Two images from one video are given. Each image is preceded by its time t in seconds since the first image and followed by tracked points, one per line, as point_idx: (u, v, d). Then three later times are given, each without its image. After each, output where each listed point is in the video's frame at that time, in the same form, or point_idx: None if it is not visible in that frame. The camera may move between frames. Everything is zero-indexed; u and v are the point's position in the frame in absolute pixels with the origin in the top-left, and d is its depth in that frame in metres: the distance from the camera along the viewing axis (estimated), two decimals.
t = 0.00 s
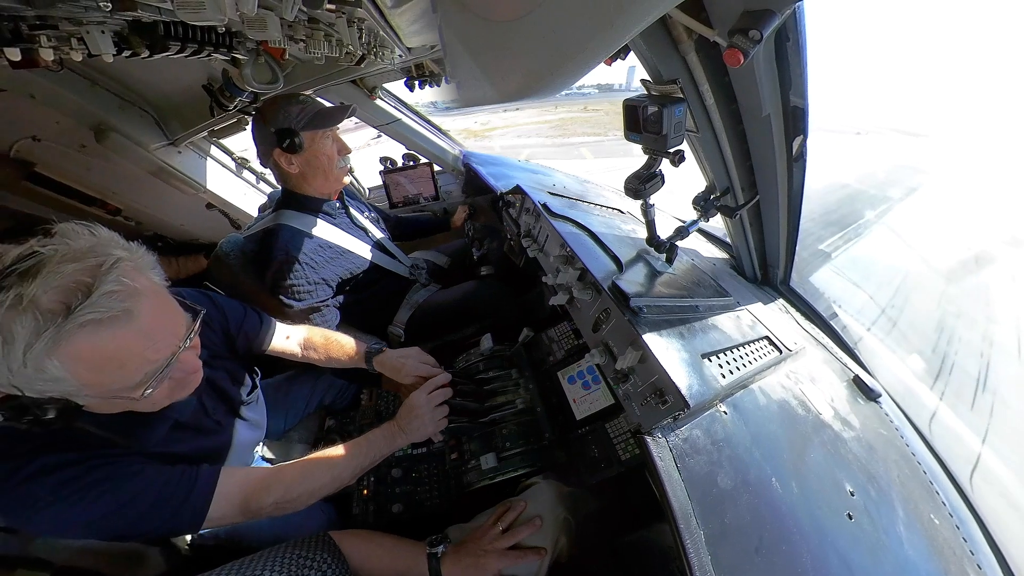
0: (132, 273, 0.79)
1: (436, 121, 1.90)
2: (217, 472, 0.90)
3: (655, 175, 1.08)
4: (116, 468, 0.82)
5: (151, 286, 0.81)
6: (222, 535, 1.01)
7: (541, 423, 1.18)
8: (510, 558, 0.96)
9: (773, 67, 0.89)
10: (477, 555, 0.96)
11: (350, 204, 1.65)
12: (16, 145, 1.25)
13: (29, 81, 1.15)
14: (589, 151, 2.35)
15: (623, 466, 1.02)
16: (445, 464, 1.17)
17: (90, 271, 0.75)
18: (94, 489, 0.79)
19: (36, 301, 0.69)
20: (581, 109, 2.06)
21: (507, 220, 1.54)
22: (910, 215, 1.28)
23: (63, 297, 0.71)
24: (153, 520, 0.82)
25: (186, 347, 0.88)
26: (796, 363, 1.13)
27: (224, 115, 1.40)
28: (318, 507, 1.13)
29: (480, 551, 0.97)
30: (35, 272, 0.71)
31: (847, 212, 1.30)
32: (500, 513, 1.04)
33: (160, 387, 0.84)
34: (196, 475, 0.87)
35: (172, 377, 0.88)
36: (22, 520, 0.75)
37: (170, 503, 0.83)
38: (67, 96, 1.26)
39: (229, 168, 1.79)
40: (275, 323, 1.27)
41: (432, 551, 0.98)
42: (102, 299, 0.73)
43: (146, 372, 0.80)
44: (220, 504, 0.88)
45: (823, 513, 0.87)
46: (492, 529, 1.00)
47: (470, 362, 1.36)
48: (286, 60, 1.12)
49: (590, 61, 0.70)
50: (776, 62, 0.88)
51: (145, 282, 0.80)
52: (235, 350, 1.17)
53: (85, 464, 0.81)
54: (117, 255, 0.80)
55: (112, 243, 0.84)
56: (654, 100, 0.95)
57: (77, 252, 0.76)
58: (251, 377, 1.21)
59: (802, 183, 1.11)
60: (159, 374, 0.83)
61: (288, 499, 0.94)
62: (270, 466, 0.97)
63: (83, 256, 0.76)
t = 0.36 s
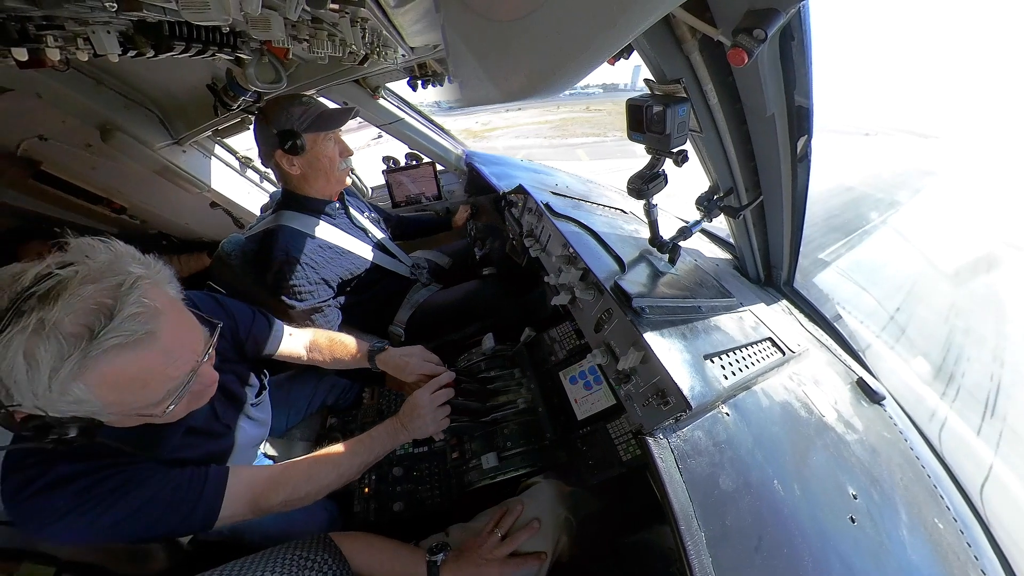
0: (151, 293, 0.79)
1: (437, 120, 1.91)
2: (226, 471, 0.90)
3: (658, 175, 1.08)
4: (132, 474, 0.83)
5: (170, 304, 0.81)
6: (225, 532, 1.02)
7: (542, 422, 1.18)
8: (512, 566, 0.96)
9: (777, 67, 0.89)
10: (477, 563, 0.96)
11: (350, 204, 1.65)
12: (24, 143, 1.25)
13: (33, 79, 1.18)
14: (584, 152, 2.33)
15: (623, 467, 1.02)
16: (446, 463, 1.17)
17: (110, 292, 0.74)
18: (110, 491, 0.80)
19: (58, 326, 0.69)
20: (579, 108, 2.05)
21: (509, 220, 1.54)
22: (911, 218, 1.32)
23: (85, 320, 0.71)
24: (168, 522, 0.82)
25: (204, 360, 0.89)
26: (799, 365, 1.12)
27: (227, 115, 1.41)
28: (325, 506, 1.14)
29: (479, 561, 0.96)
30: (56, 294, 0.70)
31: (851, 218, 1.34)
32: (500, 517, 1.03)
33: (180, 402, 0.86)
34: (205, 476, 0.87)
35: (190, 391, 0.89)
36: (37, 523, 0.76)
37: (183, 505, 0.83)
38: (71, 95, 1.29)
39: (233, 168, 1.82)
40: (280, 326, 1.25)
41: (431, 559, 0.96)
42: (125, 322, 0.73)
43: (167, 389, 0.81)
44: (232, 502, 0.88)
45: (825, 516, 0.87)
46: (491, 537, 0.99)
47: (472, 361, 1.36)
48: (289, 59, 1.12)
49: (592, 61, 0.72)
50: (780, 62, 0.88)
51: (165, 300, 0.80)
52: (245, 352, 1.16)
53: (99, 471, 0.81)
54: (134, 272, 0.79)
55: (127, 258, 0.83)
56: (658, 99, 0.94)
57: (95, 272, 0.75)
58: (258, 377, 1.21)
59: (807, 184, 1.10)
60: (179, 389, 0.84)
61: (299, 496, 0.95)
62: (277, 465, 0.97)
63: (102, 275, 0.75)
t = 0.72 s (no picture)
0: (133, 338, 0.76)
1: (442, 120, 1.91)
2: (232, 484, 0.90)
3: (662, 175, 1.07)
4: (139, 498, 0.83)
5: (157, 346, 0.79)
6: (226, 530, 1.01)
7: (544, 423, 1.17)
8: (512, 567, 0.96)
9: (783, 66, 0.88)
10: (478, 563, 0.96)
11: (353, 205, 1.66)
12: (33, 142, 1.28)
13: (44, 77, 1.22)
14: (581, 153, 2.30)
15: (625, 468, 1.02)
16: (448, 462, 1.16)
17: (86, 344, 0.72)
18: (119, 517, 0.80)
19: (34, 390, 0.67)
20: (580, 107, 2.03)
21: (512, 219, 1.53)
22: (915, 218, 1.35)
23: (61, 381, 0.68)
24: (178, 542, 0.83)
25: (203, 396, 0.87)
26: (804, 368, 1.11)
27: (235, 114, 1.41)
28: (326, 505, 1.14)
29: (480, 561, 0.96)
30: (26, 357, 0.68)
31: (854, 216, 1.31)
32: (501, 518, 1.03)
33: (181, 444, 0.84)
34: (213, 491, 0.87)
35: (192, 429, 0.87)
36: (50, 547, 0.76)
37: (193, 521, 0.84)
38: (84, 97, 1.33)
39: (239, 166, 1.83)
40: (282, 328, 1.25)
41: (431, 559, 0.96)
42: (105, 379, 0.70)
43: (165, 435, 0.79)
44: (243, 512, 0.89)
45: (829, 521, 0.86)
46: (493, 537, 1.00)
47: (475, 360, 1.36)
48: (295, 59, 1.13)
49: (598, 60, 0.72)
50: (787, 61, 0.87)
51: (149, 344, 0.77)
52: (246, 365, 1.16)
53: (104, 499, 0.81)
54: (113, 316, 0.76)
55: (107, 297, 0.80)
56: (663, 99, 0.94)
57: (69, 323, 0.73)
58: (260, 386, 1.18)
59: (814, 185, 1.09)
60: (178, 432, 0.82)
61: (307, 501, 0.94)
62: (286, 472, 0.98)
63: (75, 327, 0.73)
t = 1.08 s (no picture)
0: (133, 325, 0.76)
1: (445, 119, 1.91)
2: (237, 479, 0.91)
3: (666, 176, 1.07)
4: (147, 490, 0.84)
5: (157, 333, 0.79)
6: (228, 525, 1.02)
7: (546, 423, 1.17)
8: (512, 567, 0.96)
9: (790, 65, 0.87)
10: (478, 563, 0.96)
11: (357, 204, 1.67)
12: (43, 140, 1.29)
13: (53, 77, 1.24)
14: (575, 155, 2.28)
15: (626, 469, 1.02)
16: (450, 461, 1.14)
17: (86, 331, 0.72)
18: (121, 509, 0.80)
19: (34, 375, 0.67)
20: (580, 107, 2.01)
21: (516, 219, 1.53)
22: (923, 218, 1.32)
23: (62, 366, 0.69)
24: (185, 533, 0.83)
25: (206, 387, 0.87)
26: (808, 371, 1.10)
27: (241, 112, 1.42)
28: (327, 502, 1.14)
29: (480, 561, 0.96)
30: (27, 343, 0.68)
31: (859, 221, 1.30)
32: (502, 518, 1.03)
33: (184, 433, 0.84)
34: (218, 486, 0.88)
35: (196, 420, 0.88)
36: (58, 536, 0.76)
37: (198, 516, 0.85)
38: (92, 95, 1.36)
39: (244, 165, 1.86)
40: (287, 319, 1.26)
41: (432, 559, 0.96)
42: (105, 364, 0.71)
43: (167, 424, 0.79)
44: (245, 509, 0.89)
45: (832, 525, 0.85)
46: (494, 538, 1.00)
47: (477, 360, 1.35)
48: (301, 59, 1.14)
49: (602, 60, 0.71)
50: (794, 60, 0.86)
51: (149, 331, 0.78)
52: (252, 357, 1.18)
53: (113, 491, 0.81)
54: (113, 304, 0.77)
55: (109, 286, 0.81)
56: (668, 99, 0.93)
57: (69, 311, 0.73)
58: (263, 382, 1.17)
59: (820, 187, 1.08)
60: (180, 421, 0.82)
61: (311, 499, 0.95)
62: (289, 469, 0.98)
63: (76, 314, 0.73)
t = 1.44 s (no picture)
0: (153, 312, 0.78)
1: (451, 118, 1.90)
2: (243, 473, 0.91)
3: (672, 176, 1.06)
4: (155, 481, 0.84)
5: (176, 321, 0.80)
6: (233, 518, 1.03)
7: (548, 423, 1.17)
8: (512, 567, 0.96)
9: (799, 65, 0.86)
10: (478, 561, 0.96)
11: (362, 203, 1.68)
12: (55, 139, 1.33)
13: (68, 76, 1.27)
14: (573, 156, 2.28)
15: (629, 471, 1.03)
16: (452, 460, 1.15)
17: (109, 317, 0.74)
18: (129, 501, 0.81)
19: (59, 357, 0.68)
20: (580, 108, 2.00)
21: (520, 219, 1.53)
22: (938, 221, 1.24)
23: (85, 350, 0.70)
24: (192, 524, 0.84)
25: (220, 375, 0.88)
26: (814, 376, 1.08)
27: (248, 112, 1.45)
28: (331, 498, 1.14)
29: (480, 559, 0.96)
30: (53, 327, 0.70)
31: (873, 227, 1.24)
32: (503, 517, 1.03)
33: (200, 420, 0.85)
34: (224, 479, 0.88)
35: (209, 408, 0.89)
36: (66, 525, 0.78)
37: (204, 509, 0.85)
38: (102, 93, 1.37)
39: (251, 163, 1.86)
40: (297, 313, 1.26)
41: (432, 555, 0.97)
42: (126, 348, 0.72)
43: (184, 409, 0.80)
44: (250, 503, 0.90)
45: (837, 532, 0.84)
46: (494, 537, 1.00)
47: (479, 360, 1.35)
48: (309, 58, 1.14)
49: (607, 61, 0.72)
50: (803, 60, 0.85)
51: (168, 319, 0.79)
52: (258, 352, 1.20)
53: (126, 478, 0.82)
54: (134, 292, 0.79)
55: (130, 276, 0.82)
56: (674, 99, 0.92)
57: (93, 298, 0.75)
58: (270, 376, 1.18)
59: (828, 189, 1.07)
60: (196, 407, 0.83)
61: (313, 496, 0.95)
62: (294, 466, 0.99)
63: (99, 300, 0.75)
